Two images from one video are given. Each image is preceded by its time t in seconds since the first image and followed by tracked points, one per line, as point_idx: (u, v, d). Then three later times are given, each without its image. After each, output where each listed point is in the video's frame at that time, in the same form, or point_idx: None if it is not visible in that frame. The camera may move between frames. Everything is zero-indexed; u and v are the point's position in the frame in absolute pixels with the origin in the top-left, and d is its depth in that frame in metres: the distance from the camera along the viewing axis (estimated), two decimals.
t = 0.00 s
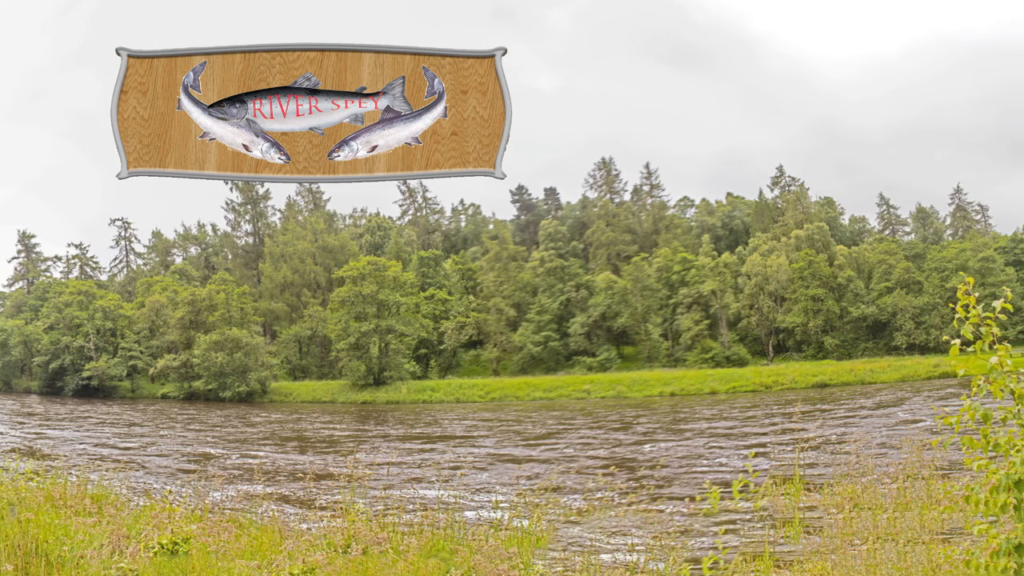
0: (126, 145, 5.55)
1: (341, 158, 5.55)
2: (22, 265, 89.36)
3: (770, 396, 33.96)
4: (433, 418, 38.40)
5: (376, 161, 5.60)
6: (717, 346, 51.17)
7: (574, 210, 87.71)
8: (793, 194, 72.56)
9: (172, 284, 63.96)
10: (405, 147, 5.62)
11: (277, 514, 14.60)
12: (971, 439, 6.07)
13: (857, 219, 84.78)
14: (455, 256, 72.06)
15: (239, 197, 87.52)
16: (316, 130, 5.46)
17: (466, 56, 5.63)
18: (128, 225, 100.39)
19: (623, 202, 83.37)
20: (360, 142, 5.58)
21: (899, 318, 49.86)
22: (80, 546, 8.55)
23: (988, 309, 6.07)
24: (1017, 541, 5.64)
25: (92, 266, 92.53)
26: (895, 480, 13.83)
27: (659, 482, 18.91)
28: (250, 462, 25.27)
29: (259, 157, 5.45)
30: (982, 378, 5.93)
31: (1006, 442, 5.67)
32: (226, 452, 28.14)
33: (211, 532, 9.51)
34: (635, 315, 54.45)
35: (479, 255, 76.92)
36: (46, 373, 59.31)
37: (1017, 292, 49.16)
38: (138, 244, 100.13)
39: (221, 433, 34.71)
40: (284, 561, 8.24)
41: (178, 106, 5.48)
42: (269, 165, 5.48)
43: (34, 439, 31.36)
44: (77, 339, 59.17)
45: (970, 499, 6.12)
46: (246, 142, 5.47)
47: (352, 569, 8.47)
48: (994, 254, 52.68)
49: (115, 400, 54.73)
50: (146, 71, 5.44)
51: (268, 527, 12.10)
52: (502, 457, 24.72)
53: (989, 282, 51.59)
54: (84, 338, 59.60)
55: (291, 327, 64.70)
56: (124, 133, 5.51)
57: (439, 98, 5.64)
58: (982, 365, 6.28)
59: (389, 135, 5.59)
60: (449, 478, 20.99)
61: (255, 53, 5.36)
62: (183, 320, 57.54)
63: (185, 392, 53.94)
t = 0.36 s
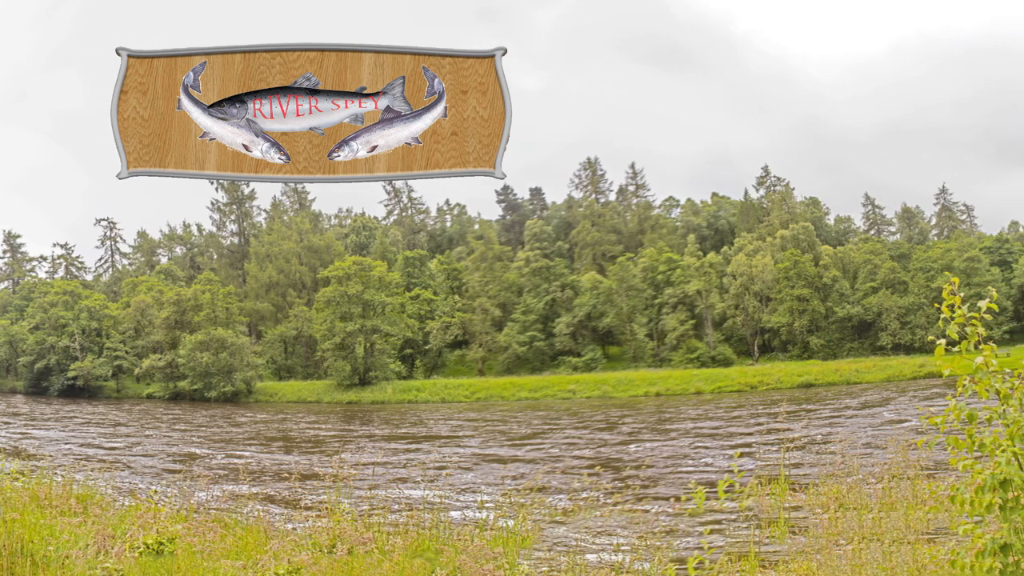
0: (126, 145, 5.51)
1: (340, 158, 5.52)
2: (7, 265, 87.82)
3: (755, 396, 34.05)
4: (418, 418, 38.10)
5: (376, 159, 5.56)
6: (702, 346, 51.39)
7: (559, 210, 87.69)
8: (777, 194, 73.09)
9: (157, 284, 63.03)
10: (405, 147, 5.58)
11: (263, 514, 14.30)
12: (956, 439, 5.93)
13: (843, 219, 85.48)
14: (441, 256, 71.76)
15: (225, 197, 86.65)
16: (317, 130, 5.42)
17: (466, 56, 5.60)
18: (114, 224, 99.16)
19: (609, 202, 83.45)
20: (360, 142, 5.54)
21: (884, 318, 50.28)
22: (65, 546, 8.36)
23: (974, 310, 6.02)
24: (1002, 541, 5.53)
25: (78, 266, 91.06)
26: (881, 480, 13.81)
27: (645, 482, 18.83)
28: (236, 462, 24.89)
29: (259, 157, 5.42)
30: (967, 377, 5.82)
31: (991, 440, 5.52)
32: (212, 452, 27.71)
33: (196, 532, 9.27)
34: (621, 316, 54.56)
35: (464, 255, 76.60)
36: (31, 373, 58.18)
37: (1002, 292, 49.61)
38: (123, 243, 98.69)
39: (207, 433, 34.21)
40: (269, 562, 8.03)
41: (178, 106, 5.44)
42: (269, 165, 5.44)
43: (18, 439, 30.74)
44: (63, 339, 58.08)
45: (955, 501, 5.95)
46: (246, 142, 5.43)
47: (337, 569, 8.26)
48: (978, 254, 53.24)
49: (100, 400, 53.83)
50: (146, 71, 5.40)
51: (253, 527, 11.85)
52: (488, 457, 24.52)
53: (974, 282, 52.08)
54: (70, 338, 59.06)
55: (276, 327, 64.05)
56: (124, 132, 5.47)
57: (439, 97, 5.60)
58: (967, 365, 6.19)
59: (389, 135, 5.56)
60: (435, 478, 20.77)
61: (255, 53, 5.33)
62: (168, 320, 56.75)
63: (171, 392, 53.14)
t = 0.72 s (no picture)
0: (126, 145, 5.52)
1: (341, 158, 5.51)
2: None
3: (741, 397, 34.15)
4: (403, 418, 37.81)
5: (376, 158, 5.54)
6: (688, 346, 51.60)
7: (544, 210, 87.64)
8: (762, 194, 73.51)
9: (143, 284, 62.05)
10: (405, 146, 5.58)
11: (249, 515, 14.03)
12: (942, 439, 5.90)
13: (828, 219, 86.13)
14: (426, 256, 71.38)
15: (210, 197, 85.77)
16: (316, 131, 5.43)
17: (466, 56, 5.61)
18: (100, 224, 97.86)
19: (594, 202, 83.52)
20: (360, 142, 5.54)
21: (869, 318, 50.68)
22: (51, 546, 8.23)
23: (959, 309, 6.00)
24: (987, 541, 5.53)
25: (63, 266, 89.64)
26: (867, 480, 13.79)
27: (631, 483, 18.73)
28: (221, 462, 24.48)
29: (259, 157, 5.41)
30: (952, 377, 5.80)
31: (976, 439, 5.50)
32: (198, 452, 27.27)
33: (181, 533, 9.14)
34: (606, 315, 54.60)
35: (450, 255, 76.31)
36: (17, 373, 57.19)
37: (987, 291, 50.13)
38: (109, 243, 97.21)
39: (193, 433, 33.69)
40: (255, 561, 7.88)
41: (178, 106, 5.45)
42: (268, 164, 5.43)
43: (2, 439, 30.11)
44: (49, 339, 57.03)
45: (940, 501, 5.94)
46: (246, 142, 5.43)
47: (322, 569, 8.11)
48: (964, 254, 53.80)
49: (85, 401, 52.95)
50: (146, 71, 5.42)
51: (239, 527, 11.60)
52: (473, 457, 24.31)
53: (960, 282, 52.61)
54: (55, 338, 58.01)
55: (262, 327, 63.38)
56: (124, 133, 5.48)
57: (439, 97, 5.61)
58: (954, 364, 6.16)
59: (389, 135, 5.56)
60: (419, 478, 20.54)
61: (255, 53, 5.34)
62: (154, 320, 55.91)
63: (156, 392, 52.34)
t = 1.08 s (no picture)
0: (126, 145, 5.52)
1: (341, 158, 5.47)
2: None
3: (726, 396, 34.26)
4: (389, 418, 37.51)
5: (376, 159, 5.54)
6: (673, 346, 51.79)
7: (530, 211, 87.60)
8: (748, 194, 73.90)
9: (129, 285, 61.17)
10: (405, 147, 5.56)
11: (234, 514, 13.75)
12: (928, 439, 5.94)
13: (813, 219, 86.83)
14: (412, 256, 71.01)
15: (195, 196, 84.82)
16: (316, 130, 5.41)
17: (466, 56, 5.62)
18: (85, 224, 96.55)
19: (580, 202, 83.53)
20: (360, 142, 5.51)
21: (855, 318, 51.09)
22: (35, 546, 8.09)
23: (943, 309, 6.01)
24: (973, 541, 5.62)
25: (49, 266, 88.36)
26: (853, 481, 13.77)
27: (616, 483, 18.60)
28: (207, 462, 24.09)
29: (258, 156, 5.40)
30: (938, 378, 5.84)
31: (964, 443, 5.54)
32: (183, 452, 26.83)
33: (168, 533, 8.89)
34: (591, 315, 54.62)
35: (435, 255, 75.98)
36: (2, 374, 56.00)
37: (971, 291, 50.67)
38: (95, 244, 95.93)
39: (178, 433, 33.20)
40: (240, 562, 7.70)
41: (178, 106, 5.45)
42: (269, 163, 5.42)
43: None
44: (34, 339, 56.18)
45: (926, 499, 6.00)
46: (246, 142, 5.43)
47: (308, 569, 7.96)
48: (948, 254, 54.37)
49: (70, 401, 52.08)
50: (146, 71, 5.43)
51: (224, 527, 11.31)
52: (458, 458, 24.11)
53: (945, 282, 53.17)
54: (40, 338, 57.20)
55: (247, 327, 62.74)
56: (124, 133, 5.48)
57: (439, 98, 5.61)
58: (937, 363, 6.20)
59: (388, 136, 5.54)
60: (405, 478, 20.33)
61: (255, 53, 5.34)
62: (139, 320, 55.07)
63: (142, 391, 51.61)
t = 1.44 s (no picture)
0: (125, 145, 5.52)
1: (340, 158, 5.51)
2: None
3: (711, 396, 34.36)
4: (374, 418, 37.22)
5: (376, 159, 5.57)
6: (658, 346, 51.89)
7: (515, 210, 87.44)
8: (733, 194, 74.18)
9: (114, 284, 60.24)
10: (405, 147, 5.60)
11: (220, 514, 13.52)
12: (913, 439, 5.88)
13: (799, 219, 87.46)
14: (397, 256, 70.60)
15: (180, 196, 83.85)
16: (316, 131, 5.44)
17: (466, 57, 5.64)
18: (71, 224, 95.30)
19: (565, 202, 83.50)
20: (360, 142, 5.55)
21: (841, 318, 51.45)
22: (21, 546, 8.07)
23: (930, 309, 5.93)
24: (958, 541, 5.57)
25: (33, 266, 86.97)
26: (838, 480, 13.82)
27: (601, 482, 18.55)
28: (192, 462, 23.74)
29: (258, 156, 5.42)
30: (923, 378, 5.76)
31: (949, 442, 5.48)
32: (169, 452, 26.40)
33: (154, 533, 8.81)
34: (577, 315, 54.57)
35: (420, 255, 75.57)
36: None
37: (956, 291, 51.16)
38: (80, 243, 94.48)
39: (164, 432, 32.70)
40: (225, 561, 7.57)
41: (178, 106, 5.46)
42: (268, 165, 5.45)
43: None
44: (19, 339, 55.31)
45: (912, 500, 5.94)
46: (246, 142, 5.44)
47: (294, 569, 7.90)
48: (934, 254, 54.88)
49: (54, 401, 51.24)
50: (146, 71, 5.42)
51: (209, 527, 11.10)
52: (444, 457, 23.95)
53: (930, 282, 53.63)
54: (25, 338, 56.32)
55: (232, 327, 62.03)
56: (124, 133, 5.49)
57: (439, 98, 5.64)
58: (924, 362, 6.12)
59: (388, 136, 5.57)
60: (391, 478, 20.14)
61: (255, 53, 5.35)
62: (124, 320, 54.20)
63: (127, 392, 50.88)
